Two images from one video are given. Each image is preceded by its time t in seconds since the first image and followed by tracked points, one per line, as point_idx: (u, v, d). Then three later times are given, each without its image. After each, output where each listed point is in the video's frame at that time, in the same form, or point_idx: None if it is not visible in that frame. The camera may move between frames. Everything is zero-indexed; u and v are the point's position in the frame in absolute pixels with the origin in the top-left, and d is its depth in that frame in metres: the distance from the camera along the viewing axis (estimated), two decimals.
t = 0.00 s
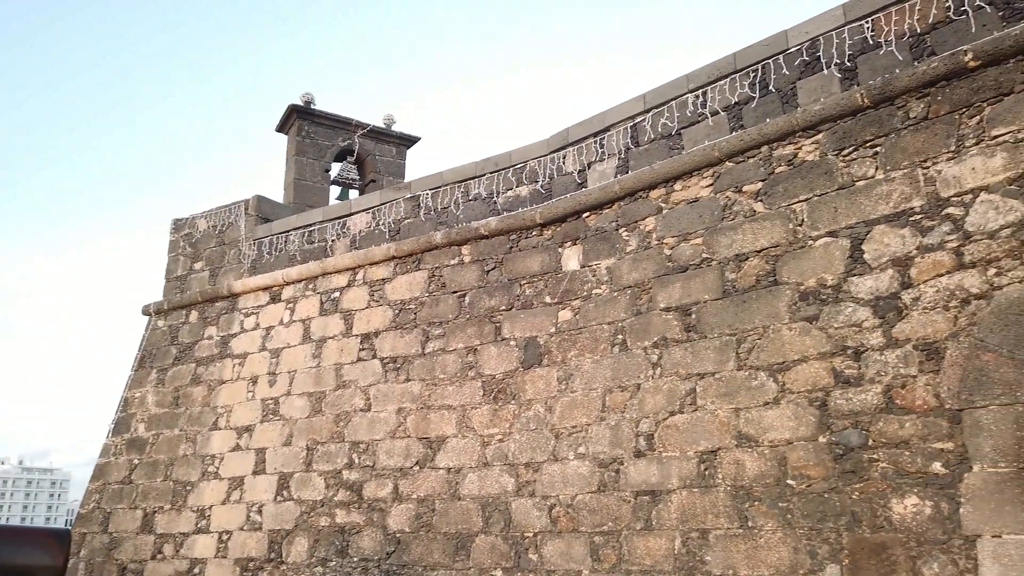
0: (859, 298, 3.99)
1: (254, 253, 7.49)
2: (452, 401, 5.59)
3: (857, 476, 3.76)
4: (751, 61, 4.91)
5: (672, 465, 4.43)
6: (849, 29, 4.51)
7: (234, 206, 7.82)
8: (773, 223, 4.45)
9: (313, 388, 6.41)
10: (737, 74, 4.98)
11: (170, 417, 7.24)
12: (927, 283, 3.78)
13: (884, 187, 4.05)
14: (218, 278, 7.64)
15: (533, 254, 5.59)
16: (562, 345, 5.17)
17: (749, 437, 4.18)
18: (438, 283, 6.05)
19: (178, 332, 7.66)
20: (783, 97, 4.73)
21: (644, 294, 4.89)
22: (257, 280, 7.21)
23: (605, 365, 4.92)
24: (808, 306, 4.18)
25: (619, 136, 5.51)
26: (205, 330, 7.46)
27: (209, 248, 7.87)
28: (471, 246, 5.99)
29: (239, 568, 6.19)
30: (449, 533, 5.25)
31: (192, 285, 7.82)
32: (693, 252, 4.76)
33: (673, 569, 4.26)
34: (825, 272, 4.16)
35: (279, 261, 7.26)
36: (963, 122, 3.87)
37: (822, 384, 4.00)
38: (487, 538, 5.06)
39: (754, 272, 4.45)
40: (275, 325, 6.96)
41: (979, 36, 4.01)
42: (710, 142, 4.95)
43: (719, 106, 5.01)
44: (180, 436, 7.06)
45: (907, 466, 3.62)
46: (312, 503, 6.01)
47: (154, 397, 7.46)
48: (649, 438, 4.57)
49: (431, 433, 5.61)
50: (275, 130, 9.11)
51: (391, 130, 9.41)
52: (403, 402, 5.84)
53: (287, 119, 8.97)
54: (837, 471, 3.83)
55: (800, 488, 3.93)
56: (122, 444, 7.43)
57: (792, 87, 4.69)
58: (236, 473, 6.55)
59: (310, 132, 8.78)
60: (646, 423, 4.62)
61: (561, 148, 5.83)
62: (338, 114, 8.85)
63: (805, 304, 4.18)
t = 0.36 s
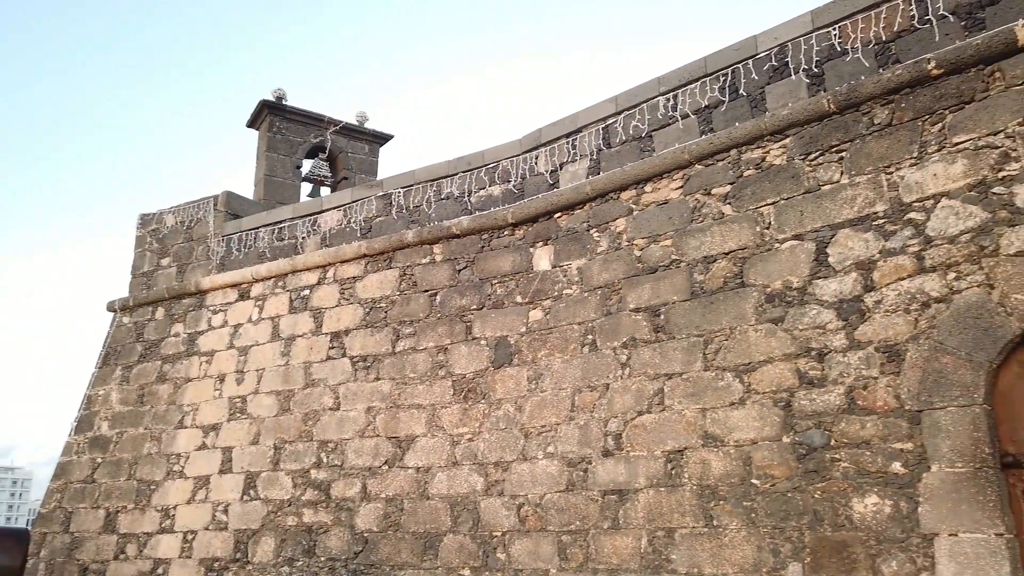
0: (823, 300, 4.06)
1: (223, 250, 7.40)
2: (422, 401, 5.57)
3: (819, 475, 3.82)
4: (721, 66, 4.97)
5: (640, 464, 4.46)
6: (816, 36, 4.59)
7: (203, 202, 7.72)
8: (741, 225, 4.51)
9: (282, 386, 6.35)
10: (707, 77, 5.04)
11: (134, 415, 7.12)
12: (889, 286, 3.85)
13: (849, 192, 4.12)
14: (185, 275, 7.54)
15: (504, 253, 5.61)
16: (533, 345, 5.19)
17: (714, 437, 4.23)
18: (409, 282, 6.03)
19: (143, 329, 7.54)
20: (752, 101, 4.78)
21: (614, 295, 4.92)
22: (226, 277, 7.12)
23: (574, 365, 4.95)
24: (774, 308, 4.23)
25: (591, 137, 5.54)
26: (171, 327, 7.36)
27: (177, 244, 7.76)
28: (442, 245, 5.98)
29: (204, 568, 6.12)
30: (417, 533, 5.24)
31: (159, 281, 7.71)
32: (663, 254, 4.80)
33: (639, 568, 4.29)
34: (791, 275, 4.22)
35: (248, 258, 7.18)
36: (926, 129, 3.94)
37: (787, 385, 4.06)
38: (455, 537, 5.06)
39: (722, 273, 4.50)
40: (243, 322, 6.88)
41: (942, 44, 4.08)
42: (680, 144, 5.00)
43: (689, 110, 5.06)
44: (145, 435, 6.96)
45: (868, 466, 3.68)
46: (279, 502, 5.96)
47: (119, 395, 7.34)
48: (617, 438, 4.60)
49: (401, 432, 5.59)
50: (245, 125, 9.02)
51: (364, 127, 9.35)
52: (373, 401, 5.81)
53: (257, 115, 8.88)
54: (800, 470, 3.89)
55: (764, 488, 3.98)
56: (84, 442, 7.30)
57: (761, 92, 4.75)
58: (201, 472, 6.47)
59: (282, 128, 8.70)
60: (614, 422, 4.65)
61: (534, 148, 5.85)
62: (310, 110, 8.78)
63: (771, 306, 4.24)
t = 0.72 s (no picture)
0: (781, 301, 4.13)
1: (183, 244, 7.27)
2: (384, 398, 5.54)
3: (775, 473, 3.89)
4: (686, 68, 5.02)
5: (600, 462, 4.49)
6: (778, 41, 4.66)
7: (163, 194, 7.58)
8: (703, 226, 4.56)
9: (242, 382, 6.27)
10: (672, 80, 5.09)
11: (89, 411, 6.97)
12: (845, 287, 3.93)
13: (808, 195, 4.19)
14: (144, 268, 7.39)
15: (469, 251, 5.60)
16: (496, 343, 5.19)
17: (674, 435, 4.27)
18: (373, 279, 5.99)
19: (100, 324, 7.38)
20: (715, 103, 4.84)
21: (578, 294, 4.95)
22: (186, 271, 7.00)
23: (538, 363, 4.96)
24: (734, 308, 4.29)
25: (557, 136, 5.55)
26: (129, 321, 7.21)
27: (136, 238, 7.61)
28: (407, 242, 5.95)
29: (159, 567, 6.02)
30: (377, 531, 5.21)
31: (117, 275, 7.55)
32: (626, 253, 4.84)
33: (599, 565, 4.32)
34: (751, 275, 4.28)
35: (210, 252, 7.07)
36: (882, 135, 4.03)
37: (745, 384, 4.12)
38: (416, 535, 5.04)
39: (684, 273, 4.55)
40: (203, 317, 6.78)
41: (899, 52, 4.17)
42: (645, 145, 5.04)
43: (654, 111, 5.10)
44: (99, 431, 6.81)
45: (822, 463, 3.75)
46: (237, 500, 5.88)
47: (73, 391, 7.17)
48: (578, 435, 4.63)
49: (362, 430, 5.55)
50: (208, 118, 8.88)
51: (330, 122, 9.27)
52: (335, 398, 5.76)
53: (221, 108, 8.75)
54: (757, 468, 3.95)
55: (722, 485, 4.03)
56: (36, 439, 7.12)
57: (724, 95, 4.81)
58: (158, 469, 6.36)
59: (245, 121, 8.58)
60: (576, 420, 4.67)
61: (500, 146, 5.85)
62: (274, 104, 8.68)
63: (731, 306, 4.30)
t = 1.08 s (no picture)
0: (730, 302, 4.20)
1: (130, 235, 7.08)
2: (336, 394, 5.48)
3: (721, 470, 3.96)
4: (641, 71, 5.07)
5: (551, 459, 4.51)
6: (732, 46, 4.74)
7: (110, 184, 7.36)
8: (656, 227, 4.62)
9: (189, 377, 6.14)
10: (628, 81, 5.14)
11: (27, 406, 6.75)
12: (792, 289, 4.02)
13: (757, 198, 4.28)
14: (88, 260, 7.18)
15: (424, 248, 5.58)
16: (450, 340, 5.18)
17: (624, 433, 4.32)
18: (327, 274, 5.93)
19: (41, 316, 7.15)
20: (670, 106, 4.90)
21: (533, 292, 4.96)
22: (133, 263, 6.82)
23: (491, 360, 4.96)
24: (684, 308, 4.36)
25: (514, 135, 5.56)
26: (71, 314, 7.00)
27: (80, 228, 7.38)
28: (362, 237, 5.90)
29: (99, 566, 5.86)
30: (326, 528, 5.16)
31: (59, 266, 7.32)
32: (580, 252, 4.87)
33: (548, 561, 4.35)
34: (701, 276, 4.35)
35: (158, 244, 6.91)
36: (829, 141, 4.13)
37: (693, 382, 4.18)
38: (365, 533, 5.00)
39: (637, 273, 4.60)
40: (149, 311, 6.61)
41: (846, 60, 4.28)
42: (600, 146, 5.08)
43: (611, 112, 5.15)
44: (38, 427, 6.60)
45: (767, 461, 3.84)
46: (182, 498, 5.76)
47: (10, 385, 6.93)
48: (530, 433, 4.65)
49: (313, 426, 5.48)
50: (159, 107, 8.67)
51: (285, 115, 9.12)
52: (285, 394, 5.68)
53: (172, 97, 8.55)
54: (704, 465, 4.02)
55: (670, 482, 4.09)
56: None
57: (679, 98, 4.88)
58: (99, 466, 6.19)
59: (197, 111, 8.40)
60: (528, 417, 4.69)
61: (457, 143, 5.83)
62: (228, 94, 8.52)
63: (682, 306, 4.36)
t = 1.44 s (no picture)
0: (676, 302, 4.27)
1: (68, 224, 6.85)
2: (281, 390, 5.40)
3: (664, 467, 4.02)
4: (594, 72, 5.12)
5: (498, 457, 4.53)
6: (683, 52, 4.82)
7: (48, 171, 7.11)
8: (606, 228, 4.66)
9: (128, 372, 5.97)
10: (581, 83, 5.18)
11: None
12: (735, 291, 4.11)
13: (704, 201, 4.36)
14: (23, 249, 6.92)
15: (375, 243, 5.53)
16: (399, 337, 5.15)
17: (570, 431, 4.36)
18: (274, 268, 5.83)
19: None
20: (621, 108, 4.96)
21: (483, 290, 4.96)
22: (71, 253, 6.60)
23: (440, 358, 4.95)
24: (631, 308, 4.41)
25: (467, 132, 5.56)
26: (3, 305, 6.75)
27: (15, 216, 7.11)
28: (311, 231, 5.82)
29: (29, 567, 5.67)
30: (268, 527, 5.07)
31: None
32: (531, 251, 4.89)
33: (493, 558, 4.36)
34: (649, 276, 4.41)
35: (97, 234, 6.70)
36: (774, 147, 4.23)
37: (639, 381, 4.24)
38: (309, 531, 4.94)
39: (587, 273, 4.64)
40: (87, 303, 6.41)
41: (792, 69, 4.39)
42: (553, 146, 5.10)
43: (563, 112, 5.18)
44: None
45: (708, 459, 3.91)
46: (118, 495, 5.60)
47: None
48: (477, 430, 4.65)
49: (256, 423, 5.39)
50: (102, 93, 8.41)
51: (234, 105, 8.94)
52: (228, 389, 5.57)
53: (116, 83, 8.30)
54: (647, 463, 4.08)
55: (614, 479, 4.14)
56: None
57: (630, 100, 4.93)
58: (31, 463, 5.98)
59: (142, 98, 8.18)
60: (476, 415, 4.69)
61: (410, 139, 5.79)
62: (175, 82, 8.31)
63: (629, 306, 4.42)
